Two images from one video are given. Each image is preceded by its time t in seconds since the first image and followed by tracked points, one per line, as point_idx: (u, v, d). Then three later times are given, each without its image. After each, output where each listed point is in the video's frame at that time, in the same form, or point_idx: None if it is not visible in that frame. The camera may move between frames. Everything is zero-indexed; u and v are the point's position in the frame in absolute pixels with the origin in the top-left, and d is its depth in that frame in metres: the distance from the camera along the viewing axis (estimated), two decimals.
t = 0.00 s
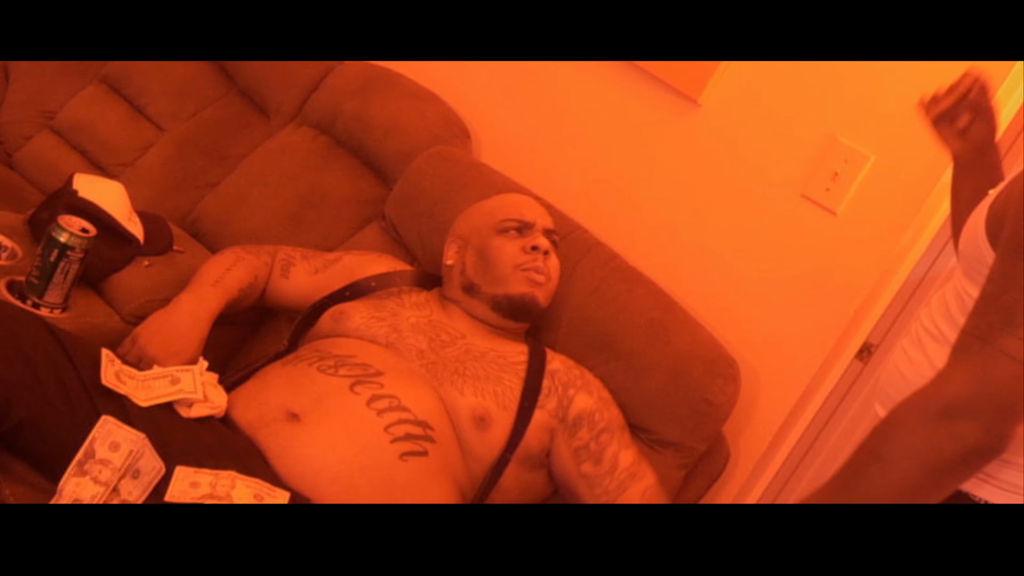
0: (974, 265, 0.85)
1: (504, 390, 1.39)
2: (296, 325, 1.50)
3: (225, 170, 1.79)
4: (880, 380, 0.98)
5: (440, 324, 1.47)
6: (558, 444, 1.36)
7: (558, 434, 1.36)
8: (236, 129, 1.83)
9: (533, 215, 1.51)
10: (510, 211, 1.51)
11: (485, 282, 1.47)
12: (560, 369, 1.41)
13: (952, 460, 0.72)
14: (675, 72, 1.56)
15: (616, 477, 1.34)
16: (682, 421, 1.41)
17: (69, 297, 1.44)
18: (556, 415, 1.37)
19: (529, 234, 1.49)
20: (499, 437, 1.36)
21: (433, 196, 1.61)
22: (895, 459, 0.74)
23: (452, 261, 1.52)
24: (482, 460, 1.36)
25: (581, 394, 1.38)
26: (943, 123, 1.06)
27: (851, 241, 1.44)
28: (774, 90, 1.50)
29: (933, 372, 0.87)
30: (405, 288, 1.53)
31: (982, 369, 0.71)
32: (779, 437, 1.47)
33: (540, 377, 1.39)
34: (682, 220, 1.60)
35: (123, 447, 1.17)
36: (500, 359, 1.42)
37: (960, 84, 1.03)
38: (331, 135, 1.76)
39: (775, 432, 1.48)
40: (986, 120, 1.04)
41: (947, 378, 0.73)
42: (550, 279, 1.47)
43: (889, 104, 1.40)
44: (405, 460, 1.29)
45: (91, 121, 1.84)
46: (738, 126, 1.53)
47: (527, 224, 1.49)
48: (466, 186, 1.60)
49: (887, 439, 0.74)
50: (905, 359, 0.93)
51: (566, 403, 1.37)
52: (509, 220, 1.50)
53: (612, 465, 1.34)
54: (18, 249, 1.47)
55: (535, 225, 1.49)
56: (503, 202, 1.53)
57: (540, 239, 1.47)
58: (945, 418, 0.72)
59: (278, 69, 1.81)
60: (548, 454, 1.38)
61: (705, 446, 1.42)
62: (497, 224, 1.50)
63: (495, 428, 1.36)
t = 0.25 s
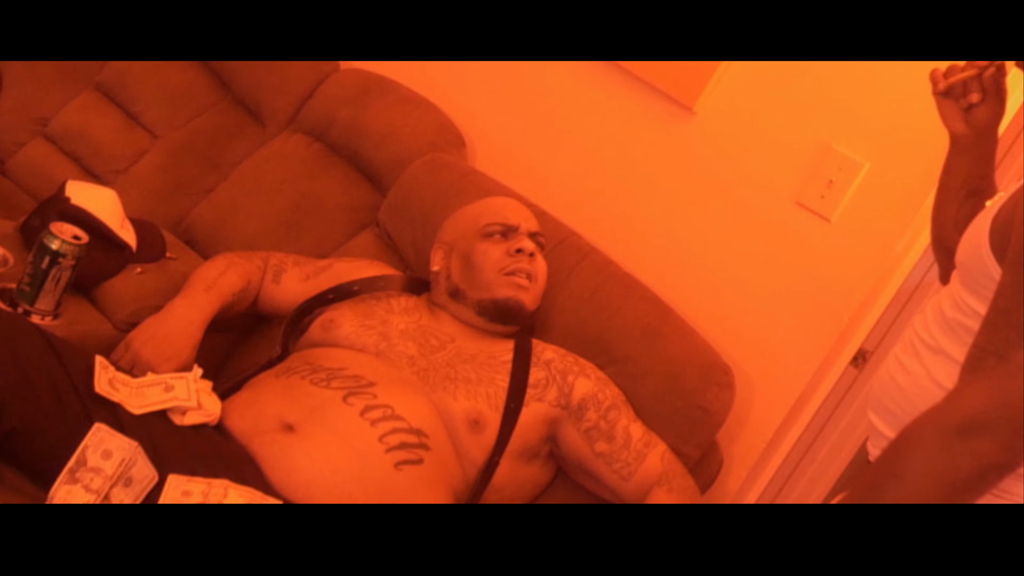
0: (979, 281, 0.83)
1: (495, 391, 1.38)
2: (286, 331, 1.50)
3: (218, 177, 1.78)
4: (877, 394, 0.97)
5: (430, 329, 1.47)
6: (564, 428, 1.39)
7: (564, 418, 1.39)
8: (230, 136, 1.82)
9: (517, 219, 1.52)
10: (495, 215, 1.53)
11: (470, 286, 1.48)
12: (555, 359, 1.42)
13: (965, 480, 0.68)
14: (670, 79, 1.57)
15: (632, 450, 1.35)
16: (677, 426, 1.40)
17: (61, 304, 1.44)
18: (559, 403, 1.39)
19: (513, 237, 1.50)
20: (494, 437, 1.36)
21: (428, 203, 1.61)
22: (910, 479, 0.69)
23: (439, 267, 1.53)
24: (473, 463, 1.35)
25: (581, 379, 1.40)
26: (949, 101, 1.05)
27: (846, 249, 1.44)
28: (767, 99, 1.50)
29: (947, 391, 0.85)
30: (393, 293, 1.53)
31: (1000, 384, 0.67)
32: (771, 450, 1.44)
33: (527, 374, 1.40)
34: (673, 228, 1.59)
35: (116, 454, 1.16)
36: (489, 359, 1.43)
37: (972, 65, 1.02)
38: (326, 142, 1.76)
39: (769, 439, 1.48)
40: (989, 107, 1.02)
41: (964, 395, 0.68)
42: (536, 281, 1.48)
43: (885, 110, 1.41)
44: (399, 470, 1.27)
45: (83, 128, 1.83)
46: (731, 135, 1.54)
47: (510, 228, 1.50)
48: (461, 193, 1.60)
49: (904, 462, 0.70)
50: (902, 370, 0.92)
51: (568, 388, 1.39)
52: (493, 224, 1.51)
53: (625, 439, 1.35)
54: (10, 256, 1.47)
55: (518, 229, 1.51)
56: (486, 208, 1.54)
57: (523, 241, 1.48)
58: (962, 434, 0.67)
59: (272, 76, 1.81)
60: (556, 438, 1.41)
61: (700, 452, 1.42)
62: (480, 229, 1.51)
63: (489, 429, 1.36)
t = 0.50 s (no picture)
0: (978, 293, 0.82)
1: (492, 399, 1.38)
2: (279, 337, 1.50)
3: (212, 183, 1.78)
4: (873, 406, 0.96)
5: (425, 337, 1.47)
6: (566, 428, 1.39)
7: (564, 421, 1.39)
8: (223, 142, 1.82)
9: (508, 225, 1.51)
10: (487, 222, 1.52)
11: (463, 294, 1.48)
12: (552, 363, 1.43)
13: (970, 494, 0.69)
14: (662, 85, 1.56)
15: (637, 442, 1.35)
16: (673, 431, 1.40)
17: (54, 312, 1.44)
18: (559, 404, 1.39)
19: (505, 244, 1.49)
20: (485, 449, 1.35)
21: (421, 209, 1.61)
22: (911, 491, 0.71)
23: (432, 276, 1.53)
24: (467, 472, 1.35)
25: (580, 379, 1.40)
26: (944, 107, 1.05)
27: (838, 254, 1.44)
28: (760, 104, 1.50)
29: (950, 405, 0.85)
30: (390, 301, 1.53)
31: (1001, 399, 0.67)
32: (769, 449, 1.46)
33: (523, 377, 1.40)
34: (669, 235, 1.59)
35: (107, 463, 1.15)
36: (486, 366, 1.43)
37: (972, 70, 1.02)
38: (319, 148, 1.75)
39: (766, 443, 1.48)
40: (986, 114, 1.02)
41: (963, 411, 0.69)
42: (528, 288, 1.47)
43: (876, 114, 1.40)
44: (391, 476, 1.27)
45: (76, 134, 1.82)
46: (723, 141, 1.53)
47: (502, 235, 1.50)
48: (455, 199, 1.60)
49: (904, 476, 0.72)
50: (898, 382, 0.92)
51: (566, 389, 1.39)
52: (485, 231, 1.51)
53: (629, 431, 1.35)
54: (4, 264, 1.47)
55: (510, 235, 1.50)
56: (479, 215, 1.54)
57: (515, 248, 1.47)
58: (964, 450, 0.68)
59: (264, 81, 1.80)
60: (558, 439, 1.40)
61: (698, 458, 1.41)
62: (472, 236, 1.51)
63: (485, 439, 1.35)
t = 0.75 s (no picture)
0: (980, 305, 0.83)
1: (488, 405, 1.38)
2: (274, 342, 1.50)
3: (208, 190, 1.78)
4: (870, 416, 0.95)
5: (421, 341, 1.47)
6: (553, 442, 1.39)
7: (553, 435, 1.39)
8: (219, 149, 1.82)
9: (501, 230, 1.52)
10: (481, 227, 1.53)
11: (456, 298, 1.48)
12: (547, 373, 1.42)
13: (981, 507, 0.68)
14: (657, 91, 1.56)
15: (621, 463, 1.35)
16: (669, 439, 1.39)
17: (48, 319, 1.44)
18: (549, 419, 1.38)
19: (498, 249, 1.50)
20: (482, 453, 1.35)
21: (417, 216, 1.60)
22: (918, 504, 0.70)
23: (426, 281, 1.54)
24: (464, 476, 1.35)
25: (573, 393, 1.39)
26: (930, 121, 1.05)
27: (833, 261, 1.44)
28: (754, 110, 1.50)
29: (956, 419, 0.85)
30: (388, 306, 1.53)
31: (1008, 412, 0.67)
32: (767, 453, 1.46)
33: (518, 386, 1.40)
34: (664, 241, 1.59)
35: (102, 470, 1.15)
36: (482, 372, 1.42)
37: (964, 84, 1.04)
38: (315, 154, 1.75)
39: (762, 450, 1.48)
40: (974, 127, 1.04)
41: (968, 423, 0.68)
42: (522, 292, 1.47)
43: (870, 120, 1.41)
44: (383, 481, 1.27)
45: (72, 141, 1.82)
46: (716, 147, 1.54)
47: (495, 240, 1.51)
48: (451, 206, 1.60)
49: (915, 480, 0.70)
50: (897, 392, 0.91)
51: (558, 403, 1.39)
52: (478, 236, 1.51)
53: (615, 453, 1.35)
54: None
55: (503, 240, 1.51)
56: (473, 222, 1.54)
57: (508, 253, 1.48)
58: (973, 462, 0.67)
59: (260, 88, 1.80)
60: (546, 454, 1.40)
61: (694, 465, 1.41)
62: (465, 241, 1.51)
63: (479, 445, 1.35)
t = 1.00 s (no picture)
0: (983, 313, 0.83)
1: (486, 407, 1.38)
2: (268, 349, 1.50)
3: (205, 196, 1.78)
4: (870, 425, 0.95)
5: (418, 345, 1.47)
6: (550, 449, 1.38)
7: (550, 441, 1.38)
8: (217, 154, 1.82)
9: (497, 234, 1.52)
10: (477, 232, 1.53)
11: (452, 301, 1.48)
12: (544, 380, 1.41)
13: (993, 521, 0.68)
14: (654, 97, 1.56)
15: (615, 475, 1.34)
16: (667, 445, 1.39)
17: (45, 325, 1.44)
18: (547, 425, 1.38)
19: (494, 253, 1.50)
20: (482, 454, 1.35)
21: (415, 222, 1.60)
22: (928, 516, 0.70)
23: (423, 285, 1.54)
24: (462, 479, 1.35)
25: (573, 399, 1.38)
26: (909, 150, 1.06)
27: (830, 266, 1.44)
28: (751, 116, 1.51)
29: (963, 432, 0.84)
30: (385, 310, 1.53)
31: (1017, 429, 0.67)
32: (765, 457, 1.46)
33: (516, 395, 1.39)
34: (663, 246, 1.58)
35: (97, 477, 1.16)
36: (481, 376, 1.42)
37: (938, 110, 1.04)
38: (312, 160, 1.75)
39: (759, 456, 1.48)
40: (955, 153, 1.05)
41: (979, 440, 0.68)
42: (517, 296, 1.47)
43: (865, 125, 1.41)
44: (380, 484, 1.27)
45: (70, 147, 1.82)
46: (713, 152, 1.54)
47: (489, 244, 1.51)
48: (449, 212, 1.59)
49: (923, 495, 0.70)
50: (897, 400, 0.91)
51: (556, 410, 1.38)
52: (475, 240, 1.52)
53: (609, 465, 1.34)
54: None
55: (499, 244, 1.51)
56: (467, 228, 1.54)
57: (503, 257, 1.49)
58: (983, 476, 0.67)
59: (257, 94, 1.80)
60: (542, 460, 1.40)
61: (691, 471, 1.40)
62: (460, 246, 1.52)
63: (478, 446, 1.35)
